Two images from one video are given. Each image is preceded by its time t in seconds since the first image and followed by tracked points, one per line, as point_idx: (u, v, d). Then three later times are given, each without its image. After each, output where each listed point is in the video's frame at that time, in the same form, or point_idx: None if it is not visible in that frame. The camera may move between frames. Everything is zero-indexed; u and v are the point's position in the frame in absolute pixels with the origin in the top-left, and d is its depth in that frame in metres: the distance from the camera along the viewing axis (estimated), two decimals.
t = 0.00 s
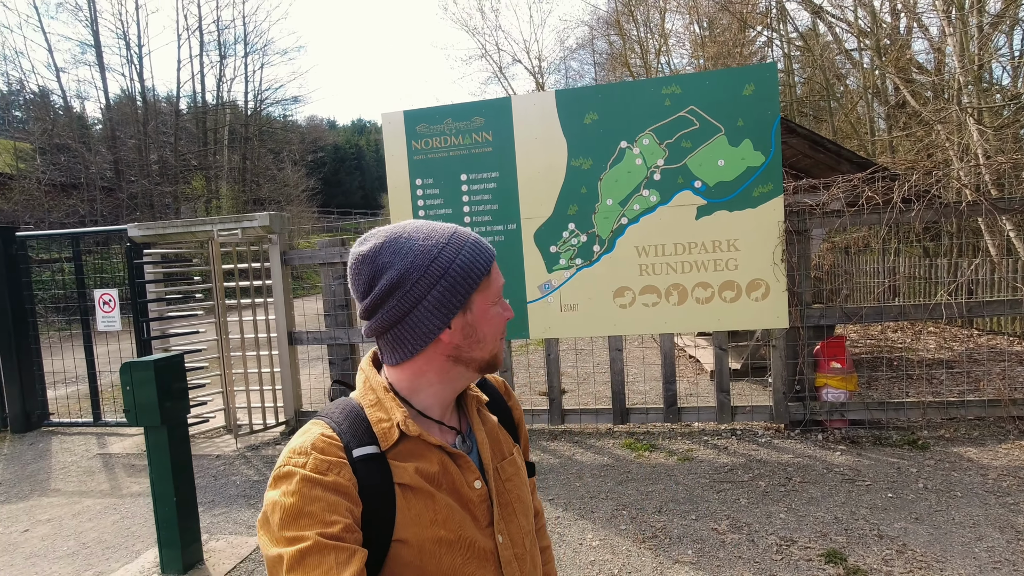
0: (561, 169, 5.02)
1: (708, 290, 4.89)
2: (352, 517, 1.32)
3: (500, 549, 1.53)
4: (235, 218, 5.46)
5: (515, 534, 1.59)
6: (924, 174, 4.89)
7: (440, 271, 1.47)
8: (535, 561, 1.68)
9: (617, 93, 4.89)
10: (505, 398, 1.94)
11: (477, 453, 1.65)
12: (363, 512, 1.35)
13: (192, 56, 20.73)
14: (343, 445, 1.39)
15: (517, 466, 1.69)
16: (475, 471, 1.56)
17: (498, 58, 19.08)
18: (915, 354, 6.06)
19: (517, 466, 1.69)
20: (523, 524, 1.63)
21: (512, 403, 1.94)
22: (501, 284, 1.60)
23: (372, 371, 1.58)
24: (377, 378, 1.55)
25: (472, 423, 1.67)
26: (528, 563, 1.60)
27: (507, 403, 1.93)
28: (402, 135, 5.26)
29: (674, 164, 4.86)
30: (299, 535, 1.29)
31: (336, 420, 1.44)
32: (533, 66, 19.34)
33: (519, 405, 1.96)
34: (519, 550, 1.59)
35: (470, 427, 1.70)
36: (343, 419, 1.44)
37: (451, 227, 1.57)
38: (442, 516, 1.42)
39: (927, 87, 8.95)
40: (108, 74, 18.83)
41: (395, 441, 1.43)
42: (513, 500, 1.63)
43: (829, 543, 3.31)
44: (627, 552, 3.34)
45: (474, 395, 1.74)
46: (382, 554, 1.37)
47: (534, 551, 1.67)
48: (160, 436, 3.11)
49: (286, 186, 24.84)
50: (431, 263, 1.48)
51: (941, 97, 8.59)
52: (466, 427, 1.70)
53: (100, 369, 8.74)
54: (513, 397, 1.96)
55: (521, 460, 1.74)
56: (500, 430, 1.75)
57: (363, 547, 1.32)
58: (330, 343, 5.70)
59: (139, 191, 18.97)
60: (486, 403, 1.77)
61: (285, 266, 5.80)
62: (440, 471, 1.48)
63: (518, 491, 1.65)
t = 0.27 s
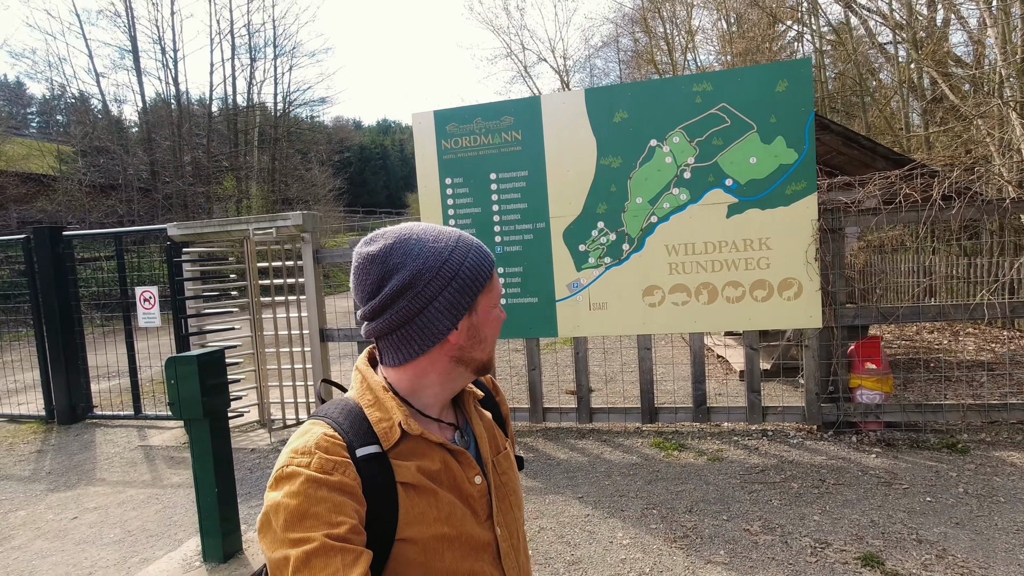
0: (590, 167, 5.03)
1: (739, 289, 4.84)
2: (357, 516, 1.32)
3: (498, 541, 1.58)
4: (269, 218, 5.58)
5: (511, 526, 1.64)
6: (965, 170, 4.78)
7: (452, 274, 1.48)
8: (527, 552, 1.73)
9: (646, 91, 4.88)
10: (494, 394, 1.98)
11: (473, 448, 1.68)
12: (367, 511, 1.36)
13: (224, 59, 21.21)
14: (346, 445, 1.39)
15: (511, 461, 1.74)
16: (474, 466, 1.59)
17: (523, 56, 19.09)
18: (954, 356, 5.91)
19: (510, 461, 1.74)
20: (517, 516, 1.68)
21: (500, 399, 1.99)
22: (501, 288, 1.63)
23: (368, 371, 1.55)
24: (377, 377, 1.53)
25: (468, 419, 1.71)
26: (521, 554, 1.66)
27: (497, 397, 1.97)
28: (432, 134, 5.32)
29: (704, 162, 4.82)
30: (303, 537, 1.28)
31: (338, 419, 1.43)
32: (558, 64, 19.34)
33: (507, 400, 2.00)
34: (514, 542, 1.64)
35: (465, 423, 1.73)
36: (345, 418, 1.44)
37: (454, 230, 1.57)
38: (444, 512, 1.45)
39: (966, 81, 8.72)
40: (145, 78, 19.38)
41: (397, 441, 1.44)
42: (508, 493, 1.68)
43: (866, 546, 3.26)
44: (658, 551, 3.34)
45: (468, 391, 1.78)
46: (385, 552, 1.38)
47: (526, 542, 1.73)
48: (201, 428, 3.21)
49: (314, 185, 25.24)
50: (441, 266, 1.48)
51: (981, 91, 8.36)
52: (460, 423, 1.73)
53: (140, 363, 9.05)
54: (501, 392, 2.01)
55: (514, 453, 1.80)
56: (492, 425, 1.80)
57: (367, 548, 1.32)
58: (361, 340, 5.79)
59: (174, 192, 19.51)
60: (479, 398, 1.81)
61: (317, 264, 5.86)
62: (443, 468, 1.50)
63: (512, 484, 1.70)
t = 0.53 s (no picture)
0: (619, 165, 4.97)
1: (772, 289, 4.74)
2: (349, 516, 1.33)
3: (496, 538, 1.58)
4: (300, 216, 5.74)
5: (509, 522, 1.64)
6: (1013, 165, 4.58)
7: (413, 269, 1.49)
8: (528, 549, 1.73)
9: (676, 87, 4.81)
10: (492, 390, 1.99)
11: (470, 445, 1.69)
12: (360, 511, 1.37)
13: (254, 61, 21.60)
14: (338, 444, 1.40)
15: (508, 456, 1.74)
16: (470, 463, 1.60)
17: (549, 55, 19.03)
18: (999, 359, 5.69)
19: (508, 456, 1.75)
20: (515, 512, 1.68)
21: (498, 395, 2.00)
22: (484, 282, 1.58)
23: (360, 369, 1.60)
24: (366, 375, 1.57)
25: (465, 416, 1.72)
26: (520, 550, 1.65)
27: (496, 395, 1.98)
28: (460, 133, 5.33)
29: (736, 159, 4.73)
30: (294, 536, 1.29)
31: (329, 419, 1.45)
32: (583, 62, 19.24)
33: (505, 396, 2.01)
34: (513, 538, 1.64)
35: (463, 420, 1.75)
36: (336, 418, 1.45)
37: (429, 226, 1.58)
38: (438, 509, 1.45)
39: (1010, 73, 8.40)
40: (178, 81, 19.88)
41: (389, 438, 1.45)
42: (505, 489, 1.68)
43: (908, 555, 3.15)
44: (690, 555, 3.28)
45: (465, 388, 1.79)
46: (380, 552, 1.39)
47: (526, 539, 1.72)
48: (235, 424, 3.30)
49: (341, 185, 25.53)
50: (402, 263, 1.49)
51: None
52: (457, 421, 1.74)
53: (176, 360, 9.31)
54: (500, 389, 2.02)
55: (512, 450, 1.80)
56: (490, 421, 1.81)
57: (359, 547, 1.33)
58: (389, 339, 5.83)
59: (206, 193, 19.99)
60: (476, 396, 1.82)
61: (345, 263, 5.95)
62: (437, 465, 1.50)
63: (509, 480, 1.71)
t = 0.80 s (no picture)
0: (648, 162, 4.88)
1: (807, 288, 4.61)
2: (370, 503, 1.40)
3: (513, 541, 1.60)
4: (325, 216, 5.72)
5: (529, 527, 1.66)
6: None
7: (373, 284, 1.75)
8: (548, 555, 1.75)
9: (707, 82, 4.71)
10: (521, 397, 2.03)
11: (491, 448, 1.74)
12: (380, 500, 1.43)
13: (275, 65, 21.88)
14: (361, 436, 1.48)
15: (531, 462, 1.78)
16: (491, 465, 1.64)
17: (568, 54, 18.93)
18: None
19: (531, 462, 1.78)
20: (535, 518, 1.70)
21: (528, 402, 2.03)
22: (412, 289, 1.66)
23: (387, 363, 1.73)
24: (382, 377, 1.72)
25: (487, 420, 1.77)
26: (539, 556, 1.67)
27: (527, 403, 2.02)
28: (486, 131, 5.28)
29: (770, 155, 4.61)
30: (318, 520, 1.38)
31: (355, 413, 1.54)
32: (603, 61, 19.12)
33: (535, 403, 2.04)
34: (532, 542, 1.66)
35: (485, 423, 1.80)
36: (360, 412, 1.55)
37: (396, 238, 1.76)
38: (455, 507, 1.50)
39: None
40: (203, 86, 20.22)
41: (411, 435, 1.52)
42: (527, 494, 1.71)
43: (960, 566, 3.03)
44: (730, 562, 3.20)
45: (490, 392, 1.84)
46: (398, 542, 1.44)
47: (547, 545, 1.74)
48: (267, 423, 3.36)
49: (361, 187, 25.71)
50: (372, 277, 1.77)
51: None
52: (482, 423, 1.79)
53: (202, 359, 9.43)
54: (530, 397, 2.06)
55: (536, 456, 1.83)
56: (516, 427, 1.84)
57: (378, 534, 1.40)
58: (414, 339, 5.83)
59: (230, 195, 20.27)
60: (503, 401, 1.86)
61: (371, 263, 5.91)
62: (456, 464, 1.56)
63: (531, 486, 1.73)
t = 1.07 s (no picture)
0: (667, 161, 4.83)
1: (829, 288, 4.56)
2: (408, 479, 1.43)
3: (530, 553, 1.56)
4: (339, 217, 5.65)
5: (550, 543, 1.61)
6: None
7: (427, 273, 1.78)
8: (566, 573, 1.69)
9: (727, 80, 4.66)
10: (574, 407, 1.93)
11: (526, 453, 1.69)
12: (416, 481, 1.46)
13: (278, 70, 21.93)
14: (402, 418, 1.51)
15: (565, 478, 1.71)
16: (523, 472, 1.60)
17: (570, 57, 18.95)
18: None
19: (566, 478, 1.71)
20: (558, 534, 1.64)
21: (582, 414, 1.93)
22: (454, 280, 1.65)
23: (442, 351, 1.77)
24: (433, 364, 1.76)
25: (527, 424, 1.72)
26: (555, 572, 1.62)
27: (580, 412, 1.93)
28: (502, 131, 5.23)
29: (792, 153, 4.56)
30: (357, 487, 1.40)
31: (400, 393, 1.56)
32: (605, 64, 19.15)
33: (588, 416, 1.94)
34: (551, 558, 1.61)
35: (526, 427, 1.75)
36: (405, 392, 1.57)
37: (453, 231, 1.76)
38: (479, 507, 1.49)
39: None
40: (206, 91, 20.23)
41: (451, 425, 1.53)
42: (554, 509, 1.65)
43: (1002, 568, 2.97)
44: (764, 566, 3.14)
45: (536, 397, 1.78)
46: (426, 523, 1.46)
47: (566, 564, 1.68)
48: (289, 426, 3.33)
49: (363, 191, 25.72)
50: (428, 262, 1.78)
51: None
52: (522, 427, 1.75)
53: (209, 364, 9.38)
54: (585, 409, 1.96)
55: (573, 472, 1.76)
56: (558, 437, 1.77)
57: (413, 510, 1.42)
58: (429, 341, 5.78)
59: (234, 200, 20.27)
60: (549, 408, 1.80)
61: (384, 264, 5.86)
62: (488, 463, 1.54)
63: (561, 501, 1.67)
